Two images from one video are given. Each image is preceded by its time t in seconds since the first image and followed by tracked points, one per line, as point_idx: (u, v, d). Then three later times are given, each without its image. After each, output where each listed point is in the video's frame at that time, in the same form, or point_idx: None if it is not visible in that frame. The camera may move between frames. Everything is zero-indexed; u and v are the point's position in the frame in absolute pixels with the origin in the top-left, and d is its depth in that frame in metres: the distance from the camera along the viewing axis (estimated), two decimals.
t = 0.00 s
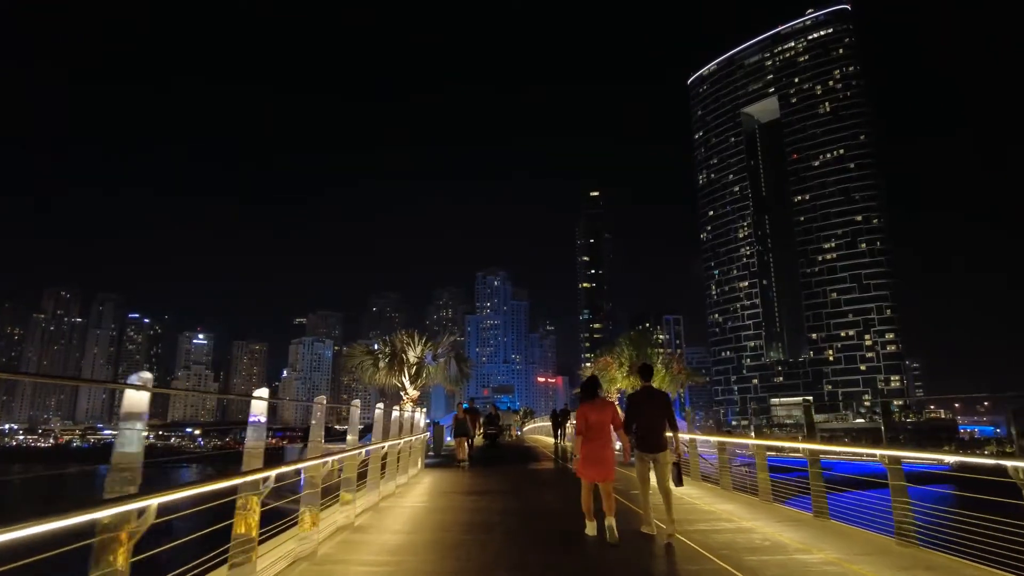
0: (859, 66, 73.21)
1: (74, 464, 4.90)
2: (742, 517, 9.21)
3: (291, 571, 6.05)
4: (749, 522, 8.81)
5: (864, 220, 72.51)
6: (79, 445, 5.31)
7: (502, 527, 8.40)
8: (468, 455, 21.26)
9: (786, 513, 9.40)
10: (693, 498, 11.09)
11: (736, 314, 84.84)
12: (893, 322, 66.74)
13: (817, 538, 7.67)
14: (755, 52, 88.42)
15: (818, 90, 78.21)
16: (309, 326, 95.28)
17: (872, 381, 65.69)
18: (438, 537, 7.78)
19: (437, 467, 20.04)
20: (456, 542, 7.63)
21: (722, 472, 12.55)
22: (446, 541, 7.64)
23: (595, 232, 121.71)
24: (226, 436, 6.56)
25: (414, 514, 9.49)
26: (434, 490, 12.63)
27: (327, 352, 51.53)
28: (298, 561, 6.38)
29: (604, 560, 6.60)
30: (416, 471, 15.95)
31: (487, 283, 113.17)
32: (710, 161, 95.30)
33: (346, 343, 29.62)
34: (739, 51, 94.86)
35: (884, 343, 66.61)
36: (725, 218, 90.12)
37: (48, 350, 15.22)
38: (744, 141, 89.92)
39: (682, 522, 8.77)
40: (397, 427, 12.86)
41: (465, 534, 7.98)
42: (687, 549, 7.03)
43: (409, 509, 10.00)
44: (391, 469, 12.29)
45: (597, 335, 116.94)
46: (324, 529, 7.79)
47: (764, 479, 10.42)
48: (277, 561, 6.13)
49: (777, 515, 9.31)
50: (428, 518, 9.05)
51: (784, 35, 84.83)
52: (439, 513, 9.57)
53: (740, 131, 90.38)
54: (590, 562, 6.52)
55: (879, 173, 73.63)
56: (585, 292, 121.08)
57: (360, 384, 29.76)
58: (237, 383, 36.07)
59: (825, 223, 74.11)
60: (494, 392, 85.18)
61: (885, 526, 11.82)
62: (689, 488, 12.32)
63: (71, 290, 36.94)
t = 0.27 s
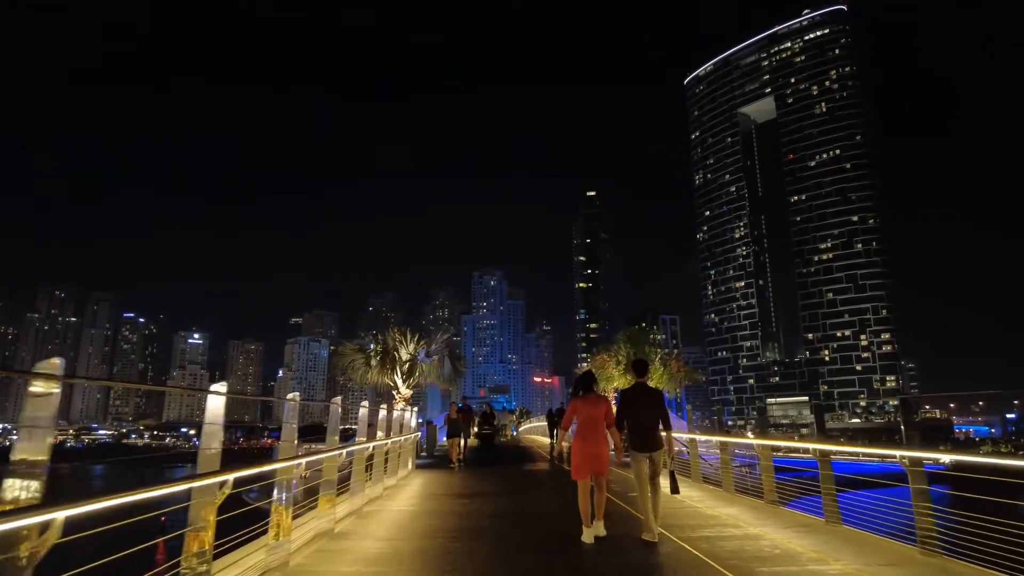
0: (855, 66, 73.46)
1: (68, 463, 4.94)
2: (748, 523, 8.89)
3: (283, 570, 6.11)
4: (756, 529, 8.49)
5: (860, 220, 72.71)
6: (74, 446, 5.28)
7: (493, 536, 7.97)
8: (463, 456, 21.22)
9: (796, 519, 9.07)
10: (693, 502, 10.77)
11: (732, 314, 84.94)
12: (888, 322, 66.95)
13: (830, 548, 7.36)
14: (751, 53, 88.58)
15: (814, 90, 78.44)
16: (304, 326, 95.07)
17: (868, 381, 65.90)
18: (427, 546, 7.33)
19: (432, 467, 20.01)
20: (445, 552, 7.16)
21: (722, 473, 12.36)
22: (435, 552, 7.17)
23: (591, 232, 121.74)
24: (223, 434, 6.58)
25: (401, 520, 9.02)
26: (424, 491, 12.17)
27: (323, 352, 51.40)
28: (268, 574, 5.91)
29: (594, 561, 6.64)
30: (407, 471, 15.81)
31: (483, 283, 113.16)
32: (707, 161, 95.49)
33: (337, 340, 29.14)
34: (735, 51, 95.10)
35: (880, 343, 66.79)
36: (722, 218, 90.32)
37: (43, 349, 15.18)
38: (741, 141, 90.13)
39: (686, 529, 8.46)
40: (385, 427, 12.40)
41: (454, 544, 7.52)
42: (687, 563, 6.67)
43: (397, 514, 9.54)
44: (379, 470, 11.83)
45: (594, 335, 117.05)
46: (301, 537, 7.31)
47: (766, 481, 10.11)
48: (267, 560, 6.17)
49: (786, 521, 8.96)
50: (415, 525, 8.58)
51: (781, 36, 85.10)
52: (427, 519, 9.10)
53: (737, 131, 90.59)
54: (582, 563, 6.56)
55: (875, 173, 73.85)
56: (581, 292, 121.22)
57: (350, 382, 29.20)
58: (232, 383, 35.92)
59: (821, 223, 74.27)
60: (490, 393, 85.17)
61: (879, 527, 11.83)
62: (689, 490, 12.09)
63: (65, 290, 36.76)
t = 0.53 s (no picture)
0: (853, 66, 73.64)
1: (64, 463, 4.90)
2: (758, 529, 8.41)
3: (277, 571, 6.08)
4: (768, 536, 7.99)
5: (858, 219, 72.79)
6: (69, 444, 5.28)
7: (488, 545, 7.45)
8: (461, 456, 21.07)
9: (811, 527, 8.56)
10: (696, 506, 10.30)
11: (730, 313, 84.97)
12: (886, 322, 67.08)
13: (850, 557, 6.87)
14: (750, 52, 88.52)
15: (812, 90, 78.57)
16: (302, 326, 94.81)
17: (866, 381, 66.01)
18: (418, 553, 6.94)
19: (429, 467, 19.90)
20: (436, 564, 6.64)
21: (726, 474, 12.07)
22: (426, 564, 6.64)
23: (589, 231, 121.86)
24: (219, 433, 6.52)
25: (390, 527, 8.49)
26: (417, 494, 11.69)
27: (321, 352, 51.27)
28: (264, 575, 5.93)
29: (594, 561, 6.59)
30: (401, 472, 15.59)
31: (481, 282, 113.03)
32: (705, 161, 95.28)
33: (331, 338, 28.94)
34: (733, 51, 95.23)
35: (877, 343, 66.95)
36: (720, 217, 90.31)
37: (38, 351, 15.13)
38: (739, 141, 90.24)
39: (692, 536, 7.99)
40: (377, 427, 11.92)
41: (448, 553, 7.00)
42: (690, 569, 6.35)
43: (387, 519, 9.05)
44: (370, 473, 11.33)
45: (592, 334, 117.09)
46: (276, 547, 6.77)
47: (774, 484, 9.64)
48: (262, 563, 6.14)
49: (799, 528, 8.45)
50: (405, 532, 8.04)
51: (778, 35, 85.31)
52: (418, 525, 8.58)
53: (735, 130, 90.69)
54: (581, 563, 6.55)
55: (872, 172, 73.96)
56: (579, 292, 121.29)
57: (345, 381, 29.00)
58: (232, 383, 36.29)
59: (819, 223, 74.32)
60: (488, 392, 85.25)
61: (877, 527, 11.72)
62: (690, 492, 11.84)
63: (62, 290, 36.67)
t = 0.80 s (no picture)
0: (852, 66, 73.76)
1: (60, 464, 4.88)
2: (774, 539, 7.88)
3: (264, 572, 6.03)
4: (782, 546, 7.47)
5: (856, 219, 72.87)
6: (65, 444, 5.24)
7: (484, 554, 6.95)
8: (457, 456, 21.05)
9: (831, 537, 8.00)
10: (706, 513, 9.82)
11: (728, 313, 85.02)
12: (884, 322, 67.21)
13: (858, 562, 6.66)
14: (749, 52, 88.53)
15: (811, 90, 78.65)
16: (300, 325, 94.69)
17: (864, 381, 66.12)
18: (408, 555, 6.88)
19: (426, 468, 19.89)
20: (425, 570, 6.46)
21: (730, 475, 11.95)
22: (414, 570, 6.48)
23: (587, 231, 121.92)
24: (216, 433, 6.50)
25: (382, 528, 8.47)
26: (409, 498, 11.35)
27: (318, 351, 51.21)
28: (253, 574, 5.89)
29: (591, 563, 6.56)
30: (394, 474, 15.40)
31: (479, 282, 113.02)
32: (703, 160, 95.29)
33: (325, 336, 28.76)
34: (731, 51, 95.30)
35: (875, 343, 67.09)
36: (718, 217, 90.33)
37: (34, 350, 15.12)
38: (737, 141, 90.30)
39: (702, 546, 7.50)
40: (367, 428, 11.51)
41: (437, 558, 6.85)
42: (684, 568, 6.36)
43: (377, 526, 8.64)
44: (359, 475, 10.93)
45: (590, 334, 117.10)
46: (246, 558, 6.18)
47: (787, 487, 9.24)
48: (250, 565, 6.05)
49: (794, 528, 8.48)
50: (395, 539, 7.63)
51: (777, 35, 85.40)
52: (408, 531, 8.17)
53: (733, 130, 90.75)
54: (577, 564, 6.54)
55: (870, 172, 74.07)
56: (578, 291, 121.30)
57: (339, 380, 28.95)
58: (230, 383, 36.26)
59: (817, 222, 74.38)
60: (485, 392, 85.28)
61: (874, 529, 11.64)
62: (689, 493, 11.80)
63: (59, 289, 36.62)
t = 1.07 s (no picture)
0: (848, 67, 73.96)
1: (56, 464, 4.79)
2: (783, 546, 7.51)
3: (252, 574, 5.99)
4: (794, 553, 7.05)
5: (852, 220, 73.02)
6: (63, 445, 5.13)
7: (472, 563, 6.69)
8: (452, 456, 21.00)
9: (844, 545, 7.50)
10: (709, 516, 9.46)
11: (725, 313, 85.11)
12: (880, 322, 67.36)
13: (851, 562, 6.68)
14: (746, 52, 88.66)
15: (807, 90, 78.83)
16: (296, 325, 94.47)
17: (860, 381, 66.24)
18: (391, 560, 6.75)
19: (421, 468, 19.85)
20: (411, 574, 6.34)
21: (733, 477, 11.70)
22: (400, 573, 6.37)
23: (584, 231, 121.99)
24: (213, 433, 6.46)
25: (369, 530, 8.37)
26: (396, 502, 11.08)
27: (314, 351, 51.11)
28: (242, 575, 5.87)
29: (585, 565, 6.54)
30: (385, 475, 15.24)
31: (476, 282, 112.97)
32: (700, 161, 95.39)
33: (315, 335, 28.57)
34: (728, 51, 95.47)
35: (871, 343, 67.24)
36: (715, 217, 90.39)
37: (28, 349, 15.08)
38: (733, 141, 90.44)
39: (707, 554, 7.13)
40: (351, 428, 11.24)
41: (422, 563, 6.73)
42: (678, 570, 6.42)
43: (360, 529, 8.48)
44: (345, 477, 10.64)
45: (587, 334, 117.12)
46: (213, 563, 5.76)
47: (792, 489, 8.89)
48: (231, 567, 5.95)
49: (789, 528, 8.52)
50: (379, 547, 7.31)
51: (774, 36, 85.59)
52: (395, 536, 7.95)
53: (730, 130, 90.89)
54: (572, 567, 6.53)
55: (866, 173, 74.24)
56: (574, 291, 121.32)
57: (331, 379, 28.83)
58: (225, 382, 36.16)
59: (813, 223, 74.48)
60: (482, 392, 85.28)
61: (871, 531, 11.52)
62: (686, 493, 11.74)
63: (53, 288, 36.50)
